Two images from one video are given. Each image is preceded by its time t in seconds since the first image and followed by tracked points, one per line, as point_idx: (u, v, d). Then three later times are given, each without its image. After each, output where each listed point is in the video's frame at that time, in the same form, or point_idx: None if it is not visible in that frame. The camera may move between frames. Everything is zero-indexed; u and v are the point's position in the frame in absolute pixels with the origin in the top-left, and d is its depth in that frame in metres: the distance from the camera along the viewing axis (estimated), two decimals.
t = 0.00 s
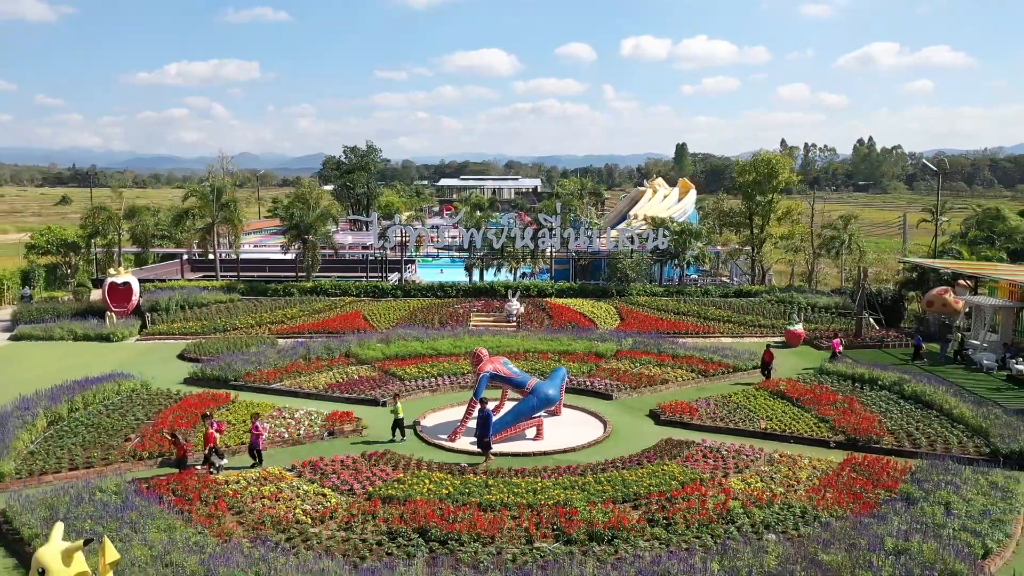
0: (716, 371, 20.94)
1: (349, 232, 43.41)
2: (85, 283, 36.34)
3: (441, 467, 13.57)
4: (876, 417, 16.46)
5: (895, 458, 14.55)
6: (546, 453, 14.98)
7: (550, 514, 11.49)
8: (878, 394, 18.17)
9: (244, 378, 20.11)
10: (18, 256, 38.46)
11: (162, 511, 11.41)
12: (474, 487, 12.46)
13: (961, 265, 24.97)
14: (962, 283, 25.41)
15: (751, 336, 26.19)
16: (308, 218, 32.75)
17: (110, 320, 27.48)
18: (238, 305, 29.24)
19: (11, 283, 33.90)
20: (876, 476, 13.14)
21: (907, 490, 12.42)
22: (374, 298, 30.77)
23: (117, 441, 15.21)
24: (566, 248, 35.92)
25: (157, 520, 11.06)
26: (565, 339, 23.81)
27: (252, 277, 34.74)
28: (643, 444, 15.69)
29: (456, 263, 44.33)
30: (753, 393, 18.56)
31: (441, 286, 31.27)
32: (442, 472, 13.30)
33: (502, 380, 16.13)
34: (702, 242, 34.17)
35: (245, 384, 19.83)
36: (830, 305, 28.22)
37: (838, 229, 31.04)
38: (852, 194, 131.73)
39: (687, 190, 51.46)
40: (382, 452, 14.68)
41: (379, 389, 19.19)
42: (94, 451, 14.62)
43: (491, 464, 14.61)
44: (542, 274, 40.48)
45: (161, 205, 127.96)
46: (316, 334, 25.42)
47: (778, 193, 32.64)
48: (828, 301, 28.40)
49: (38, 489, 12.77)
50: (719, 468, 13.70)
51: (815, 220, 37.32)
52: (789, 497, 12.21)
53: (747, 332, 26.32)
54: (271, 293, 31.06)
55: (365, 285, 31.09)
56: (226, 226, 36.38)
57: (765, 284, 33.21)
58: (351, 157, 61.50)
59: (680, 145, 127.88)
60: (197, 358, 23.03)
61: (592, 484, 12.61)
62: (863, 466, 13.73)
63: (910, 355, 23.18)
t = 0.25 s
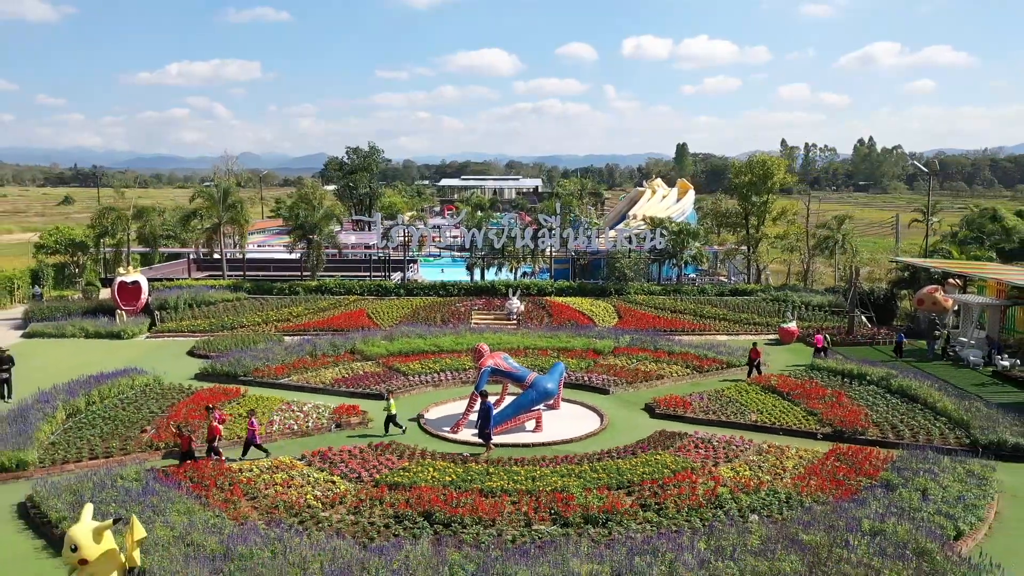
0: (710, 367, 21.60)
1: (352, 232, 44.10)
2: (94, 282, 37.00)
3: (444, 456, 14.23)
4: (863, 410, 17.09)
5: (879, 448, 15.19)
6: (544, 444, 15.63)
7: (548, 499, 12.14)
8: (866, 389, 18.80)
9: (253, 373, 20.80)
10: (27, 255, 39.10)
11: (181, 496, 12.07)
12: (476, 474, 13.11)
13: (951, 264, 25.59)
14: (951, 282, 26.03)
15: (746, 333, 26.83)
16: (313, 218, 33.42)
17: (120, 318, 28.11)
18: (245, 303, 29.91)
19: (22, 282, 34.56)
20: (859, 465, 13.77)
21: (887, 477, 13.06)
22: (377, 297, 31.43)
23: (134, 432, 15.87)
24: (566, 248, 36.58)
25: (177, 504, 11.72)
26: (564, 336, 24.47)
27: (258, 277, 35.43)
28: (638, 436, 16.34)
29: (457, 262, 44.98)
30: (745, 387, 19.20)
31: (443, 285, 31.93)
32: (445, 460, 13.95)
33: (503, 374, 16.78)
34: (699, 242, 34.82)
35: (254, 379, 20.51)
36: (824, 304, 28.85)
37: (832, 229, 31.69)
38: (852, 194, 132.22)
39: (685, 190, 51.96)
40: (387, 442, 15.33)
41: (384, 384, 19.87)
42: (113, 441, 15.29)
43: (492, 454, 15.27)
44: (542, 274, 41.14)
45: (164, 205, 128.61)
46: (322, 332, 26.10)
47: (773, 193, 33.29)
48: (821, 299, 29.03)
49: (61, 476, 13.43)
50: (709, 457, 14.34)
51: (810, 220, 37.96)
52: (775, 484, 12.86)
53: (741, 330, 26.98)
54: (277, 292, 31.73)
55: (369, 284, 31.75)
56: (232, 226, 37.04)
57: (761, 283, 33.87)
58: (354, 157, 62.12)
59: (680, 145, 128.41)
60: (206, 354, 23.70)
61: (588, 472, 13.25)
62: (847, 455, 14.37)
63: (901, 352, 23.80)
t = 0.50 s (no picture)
0: (704, 363, 22.25)
1: (355, 232, 44.77)
2: (101, 281, 37.67)
3: (447, 447, 14.88)
4: (850, 404, 17.74)
5: (864, 440, 15.84)
6: (543, 436, 16.28)
7: (546, 486, 12.78)
8: (854, 384, 19.44)
9: (261, 369, 21.49)
10: (36, 255, 39.77)
11: (199, 482, 12.73)
12: (477, 463, 13.76)
13: (941, 264, 26.20)
14: (941, 281, 26.66)
15: (741, 331, 27.48)
16: (317, 219, 34.07)
17: (129, 317, 28.77)
18: (251, 302, 30.57)
19: (32, 282, 35.24)
20: (844, 455, 14.42)
21: (869, 466, 13.73)
22: (380, 296, 32.08)
23: (149, 424, 16.53)
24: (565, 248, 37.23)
25: (195, 490, 12.39)
26: (562, 333, 25.13)
27: (263, 276, 36.11)
28: (633, 428, 16.99)
29: (458, 262, 45.63)
30: (737, 382, 19.85)
31: (445, 284, 32.58)
32: (448, 450, 14.61)
33: (503, 369, 17.42)
34: (697, 241, 35.45)
35: (262, 375, 21.18)
36: (817, 302, 29.49)
37: (826, 229, 32.33)
38: (851, 194, 132.73)
39: (683, 191, 52.48)
40: (393, 434, 15.98)
41: (388, 379, 20.55)
42: (129, 433, 15.95)
43: (492, 445, 15.94)
44: (542, 273, 41.79)
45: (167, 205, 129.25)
46: (326, 329, 26.76)
47: (769, 194, 33.95)
48: (815, 298, 29.66)
49: (82, 465, 14.10)
50: (701, 448, 14.98)
51: (806, 220, 38.60)
52: (762, 472, 13.51)
53: (736, 328, 27.65)
54: (282, 291, 32.40)
55: (372, 283, 32.42)
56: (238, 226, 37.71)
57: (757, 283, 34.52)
58: (356, 158, 62.72)
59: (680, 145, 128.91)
60: (215, 351, 24.37)
61: (585, 461, 13.90)
62: (833, 446, 15.02)
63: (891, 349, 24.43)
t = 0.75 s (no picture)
0: (699, 359, 22.89)
1: (358, 232, 45.44)
2: (109, 281, 38.34)
3: (449, 438, 15.53)
4: (839, 398, 18.37)
5: (850, 432, 16.47)
6: (543, 429, 16.92)
7: (545, 474, 13.42)
8: (843, 380, 20.07)
9: (268, 365, 22.15)
10: (45, 255, 40.45)
11: (214, 470, 13.39)
12: (479, 453, 14.40)
13: (931, 263, 26.79)
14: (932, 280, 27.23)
15: (736, 329, 28.11)
16: (321, 219, 34.73)
17: (138, 315, 29.40)
18: (257, 301, 31.22)
19: (41, 281, 35.91)
20: (829, 446, 15.07)
21: (853, 456, 14.38)
22: (383, 295, 32.73)
23: (163, 417, 17.19)
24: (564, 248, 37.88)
25: (211, 477, 13.05)
26: (561, 331, 25.77)
27: (268, 275, 36.79)
28: (628, 421, 17.62)
29: (459, 261, 46.30)
30: (731, 378, 20.48)
31: (446, 283, 33.22)
32: (450, 442, 15.26)
33: (504, 364, 18.07)
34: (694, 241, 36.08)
35: (269, 370, 21.84)
36: (811, 301, 30.10)
37: (820, 229, 32.96)
38: (851, 194, 133.24)
39: (681, 193, 52.99)
40: (398, 426, 16.63)
41: (392, 375, 21.21)
42: (144, 425, 16.61)
43: (493, 437, 16.59)
44: (542, 272, 42.45)
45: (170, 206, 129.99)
46: (331, 327, 27.41)
47: (764, 195, 34.61)
48: (809, 296, 30.27)
49: (102, 455, 14.76)
50: (693, 439, 15.62)
51: (801, 221, 39.24)
52: (751, 462, 14.15)
53: (731, 326, 28.29)
54: (287, 290, 33.07)
55: (375, 282, 33.08)
56: (243, 226, 38.37)
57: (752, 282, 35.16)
58: (358, 159, 63.37)
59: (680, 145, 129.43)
60: (223, 348, 25.03)
61: (581, 451, 14.54)
62: (820, 437, 15.66)
63: (881, 346, 25.03)
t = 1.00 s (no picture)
0: (694, 356, 23.55)
1: (361, 232, 46.14)
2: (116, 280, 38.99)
3: (452, 430, 16.18)
4: (828, 393, 19.01)
5: (837, 425, 17.13)
6: (541, 422, 17.56)
7: (543, 464, 14.05)
8: (833, 375, 20.72)
9: (275, 361, 22.82)
10: (52, 254, 41.08)
11: (228, 459, 14.05)
12: (480, 444, 15.05)
13: (922, 263, 27.41)
14: (923, 279, 27.84)
15: (731, 327, 28.76)
16: (325, 219, 35.41)
17: (147, 313, 30.07)
18: (262, 299, 31.89)
19: (50, 280, 36.56)
20: (815, 437, 15.73)
21: (837, 446, 15.05)
22: (386, 293, 33.40)
23: (176, 410, 17.87)
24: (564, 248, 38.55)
25: (226, 466, 13.72)
26: (560, 329, 26.43)
27: (273, 274, 37.49)
28: (625, 414, 18.29)
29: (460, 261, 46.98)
30: (724, 374, 21.13)
31: (448, 282, 33.90)
32: (453, 433, 15.91)
33: (504, 360, 18.71)
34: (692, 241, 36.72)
35: (276, 366, 22.51)
36: (805, 299, 30.73)
37: (814, 230, 33.62)
38: (851, 194, 133.74)
39: (680, 194, 53.52)
40: (402, 419, 17.28)
41: (396, 371, 21.87)
42: (158, 417, 17.27)
43: (494, 430, 17.25)
44: (542, 271, 43.09)
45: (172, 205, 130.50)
46: (335, 325, 28.06)
47: (759, 196, 35.29)
48: (803, 295, 30.91)
49: (120, 446, 15.44)
50: (686, 431, 16.26)
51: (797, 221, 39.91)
52: (740, 452, 14.81)
53: (727, 323, 28.94)
54: (292, 289, 33.75)
55: (378, 281, 33.77)
56: (248, 227, 39.04)
57: (748, 281, 35.83)
58: (360, 160, 64.08)
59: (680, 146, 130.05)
60: (230, 345, 25.70)
61: (578, 442, 15.19)
62: (807, 429, 16.31)
63: (872, 344, 25.66)
